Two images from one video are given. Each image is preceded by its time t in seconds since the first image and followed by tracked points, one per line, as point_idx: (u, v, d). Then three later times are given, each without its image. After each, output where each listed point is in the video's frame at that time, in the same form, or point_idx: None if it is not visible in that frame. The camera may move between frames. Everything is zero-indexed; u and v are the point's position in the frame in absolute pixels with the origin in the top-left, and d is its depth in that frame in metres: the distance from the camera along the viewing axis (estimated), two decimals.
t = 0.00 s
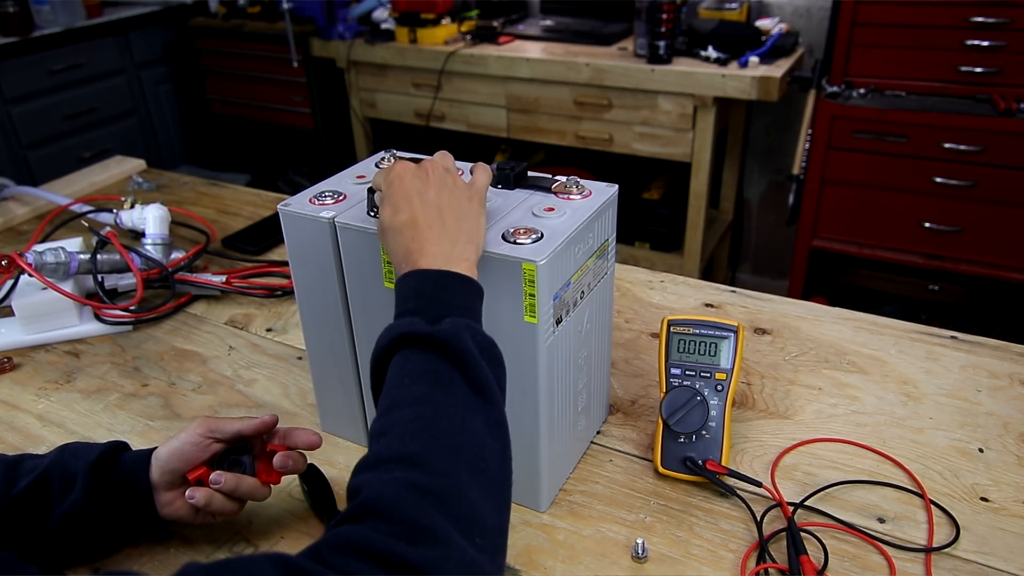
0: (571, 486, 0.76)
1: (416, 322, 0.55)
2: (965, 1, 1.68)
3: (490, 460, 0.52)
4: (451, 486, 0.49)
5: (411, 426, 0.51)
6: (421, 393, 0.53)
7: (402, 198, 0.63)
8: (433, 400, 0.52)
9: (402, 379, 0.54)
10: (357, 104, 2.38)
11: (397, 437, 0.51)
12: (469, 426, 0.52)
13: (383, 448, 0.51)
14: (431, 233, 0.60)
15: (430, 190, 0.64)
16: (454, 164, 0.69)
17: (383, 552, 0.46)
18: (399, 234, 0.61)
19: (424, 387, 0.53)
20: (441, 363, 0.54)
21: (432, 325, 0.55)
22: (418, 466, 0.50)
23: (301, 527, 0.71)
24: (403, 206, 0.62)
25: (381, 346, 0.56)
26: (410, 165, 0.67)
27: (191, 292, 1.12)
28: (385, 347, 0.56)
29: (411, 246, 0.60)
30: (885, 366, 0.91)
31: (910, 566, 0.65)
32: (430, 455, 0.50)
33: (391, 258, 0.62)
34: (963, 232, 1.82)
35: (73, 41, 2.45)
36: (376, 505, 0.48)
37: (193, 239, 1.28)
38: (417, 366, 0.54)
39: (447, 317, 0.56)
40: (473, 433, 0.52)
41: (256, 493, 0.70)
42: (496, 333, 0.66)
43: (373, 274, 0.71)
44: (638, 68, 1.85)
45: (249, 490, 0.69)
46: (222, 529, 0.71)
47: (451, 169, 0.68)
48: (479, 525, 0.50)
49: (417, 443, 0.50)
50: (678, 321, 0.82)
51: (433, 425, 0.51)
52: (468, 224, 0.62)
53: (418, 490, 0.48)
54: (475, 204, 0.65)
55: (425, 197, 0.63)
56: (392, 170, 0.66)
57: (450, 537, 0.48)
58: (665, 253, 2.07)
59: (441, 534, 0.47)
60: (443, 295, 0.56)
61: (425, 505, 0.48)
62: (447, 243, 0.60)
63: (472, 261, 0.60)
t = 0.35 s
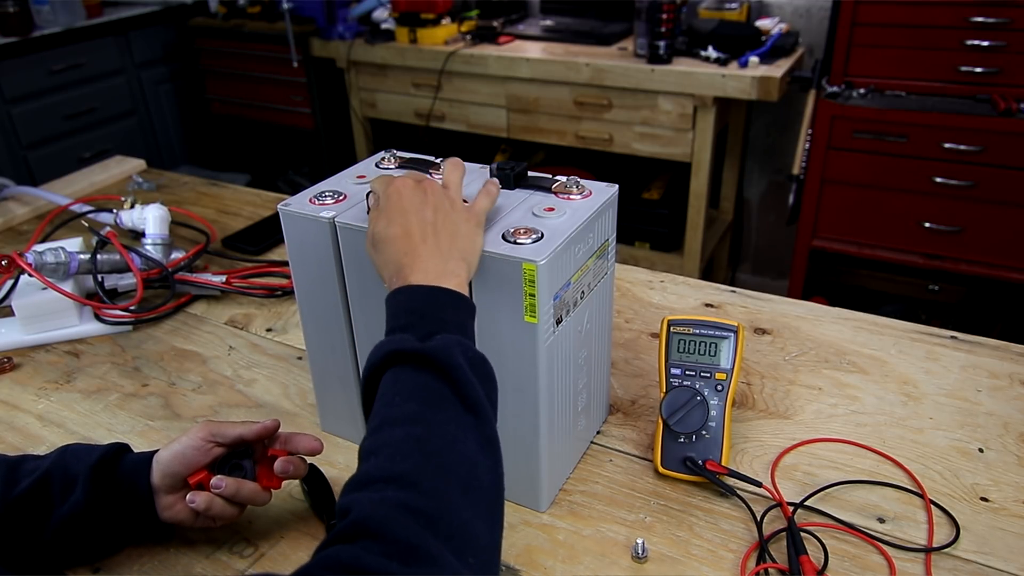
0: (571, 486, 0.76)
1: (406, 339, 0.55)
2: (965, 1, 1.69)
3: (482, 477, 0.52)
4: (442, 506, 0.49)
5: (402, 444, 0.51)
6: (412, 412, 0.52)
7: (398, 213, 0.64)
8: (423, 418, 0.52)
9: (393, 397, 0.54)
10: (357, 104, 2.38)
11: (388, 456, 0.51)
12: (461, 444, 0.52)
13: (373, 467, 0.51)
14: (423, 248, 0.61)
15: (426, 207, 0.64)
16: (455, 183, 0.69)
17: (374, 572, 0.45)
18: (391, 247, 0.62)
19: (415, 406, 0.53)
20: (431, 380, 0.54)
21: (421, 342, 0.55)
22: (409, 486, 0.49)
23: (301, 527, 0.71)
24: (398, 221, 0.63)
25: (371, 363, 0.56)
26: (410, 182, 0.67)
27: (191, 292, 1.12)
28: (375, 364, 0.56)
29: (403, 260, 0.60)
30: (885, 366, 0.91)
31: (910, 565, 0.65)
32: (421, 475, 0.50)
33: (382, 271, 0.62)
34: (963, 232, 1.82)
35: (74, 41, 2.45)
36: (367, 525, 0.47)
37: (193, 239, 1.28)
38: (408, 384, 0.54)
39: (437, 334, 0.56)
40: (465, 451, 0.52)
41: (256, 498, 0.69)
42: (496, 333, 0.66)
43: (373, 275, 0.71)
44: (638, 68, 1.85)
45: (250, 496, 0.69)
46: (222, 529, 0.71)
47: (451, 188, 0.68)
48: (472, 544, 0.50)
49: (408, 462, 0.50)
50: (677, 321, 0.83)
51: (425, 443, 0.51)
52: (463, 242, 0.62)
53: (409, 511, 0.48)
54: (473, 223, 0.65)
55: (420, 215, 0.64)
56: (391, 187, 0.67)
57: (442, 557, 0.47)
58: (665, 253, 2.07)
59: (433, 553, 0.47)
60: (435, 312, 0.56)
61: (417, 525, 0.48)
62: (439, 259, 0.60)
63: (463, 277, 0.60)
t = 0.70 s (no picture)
0: (571, 485, 0.76)
1: (402, 338, 0.55)
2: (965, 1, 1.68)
3: (481, 478, 0.52)
4: (441, 508, 0.49)
5: (399, 446, 0.51)
6: (409, 413, 0.52)
7: (396, 210, 0.63)
8: (421, 418, 0.52)
9: (390, 397, 0.54)
10: (357, 105, 2.38)
11: (385, 458, 0.51)
12: (459, 444, 0.52)
13: (371, 469, 0.51)
14: (419, 244, 0.60)
15: (424, 203, 0.64)
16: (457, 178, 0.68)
17: None
18: (387, 243, 0.61)
19: (412, 407, 0.52)
20: (429, 379, 0.54)
21: (418, 340, 0.55)
22: (407, 489, 0.49)
23: (302, 527, 0.72)
24: (394, 218, 0.63)
25: (368, 363, 0.56)
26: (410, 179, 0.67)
27: (191, 292, 1.12)
28: (372, 363, 0.56)
29: (400, 256, 0.60)
30: (885, 366, 0.91)
31: (910, 565, 0.65)
32: (419, 477, 0.50)
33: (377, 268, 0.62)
34: (963, 231, 1.82)
35: (74, 41, 2.45)
36: (365, 529, 0.48)
37: (193, 239, 1.28)
38: (405, 383, 0.54)
39: (433, 332, 0.55)
40: (463, 451, 0.52)
41: (252, 499, 0.69)
42: (496, 333, 0.66)
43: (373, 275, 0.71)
44: (638, 68, 1.85)
45: (245, 497, 0.68)
46: (222, 529, 0.71)
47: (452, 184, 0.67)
48: (472, 546, 0.50)
49: (406, 464, 0.50)
50: (678, 321, 0.82)
51: (422, 443, 0.51)
52: (460, 240, 0.62)
53: (407, 514, 0.48)
54: (472, 221, 0.65)
55: (418, 211, 0.63)
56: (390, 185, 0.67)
57: (441, 561, 0.47)
58: (665, 253, 2.07)
59: (432, 557, 0.47)
60: (431, 309, 0.56)
61: (415, 528, 0.48)
62: (436, 254, 0.60)
63: (460, 273, 0.60)
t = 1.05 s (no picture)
0: (571, 485, 0.76)
1: (394, 323, 0.54)
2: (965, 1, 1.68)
3: (481, 463, 0.52)
4: (444, 497, 0.49)
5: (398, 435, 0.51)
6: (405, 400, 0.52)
7: (382, 201, 0.64)
8: (418, 406, 0.52)
9: (384, 384, 0.53)
10: (357, 104, 2.38)
11: (385, 448, 0.50)
12: (458, 430, 0.52)
13: (371, 460, 0.50)
14: (403, 226, 0.61)
15: (407, 192, 0.64)
16: (445, 161, 0.68)
17: (380, 568, 0.45)
18: (371, 230, 0.62)
19: (407, 394, 0.52)
20: (424, 365, 0.53)
21: (409, 325, 0.54)
22: (410, 478, 0.49)
23: (301, 527, 0.71)
24: (379, 207, 0.63)
25: (359, 350, 0.55)
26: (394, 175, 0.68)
27: (191, 292, 1.12)
28: (362, 351, 0.55)
29: (384, 241, 0.60)
30: (885, 366, 0.91)
31: (910, 565, 0.65)
32: (420, 467, 0.49)
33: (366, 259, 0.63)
34: (963, 231, 1.82)
35: (74, 41, 2.45)
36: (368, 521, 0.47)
37: (193, 239, 1.28)
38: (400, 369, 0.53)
39: (425, 317, 0.55)
40: (462, 437, 0.52)
41: (258, 488, 0.70)
42: (496, 333, 0.66)
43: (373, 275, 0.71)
44: (638, 68, 1.85)
45: (251, 485, 0.69)
46: (221, 529, 0.71)
47: (437, 169, 0.68)
48: (475, 533, 0.50)
49: (407, 453, 0.50)
50: (678, 321, 0.82)
51: (421, 430, 0.51)
52: (445, 219, 0.62)
53: (410, 504, 0.48)
54: (457, 202, 0.64)
55: (403, 200, 0.64)
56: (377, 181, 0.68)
57: (447, 548, 0.47)
58: (665, 253, 2.07)
59: (439, 547, 0.47)
60: (420, 293, 0.56)
61: (424, 519, 0.48)
62: (419, 235, 0.60)
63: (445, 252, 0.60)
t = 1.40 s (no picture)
0: (571, 485, 0.76)
1: None
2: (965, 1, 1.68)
3: None
4: None
5: None
6: None
7: (247, 463, 0.55)
8: None
9: None
10: (357, 104, 2.38)
11: None
12: None
13: None
14: (269, 506, 0.53)
15: (280, 458, 0.57)
16: (313, 421, 0.63)
17: None
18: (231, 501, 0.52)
19: None
20: None
21: None
22: None
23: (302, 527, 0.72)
24: (243, 471, 0.54)
25: None
26: (260, 420, 0.59)
27: (191, 292, 1.12)
28: None
29: (242, 501, 0.52)
30: (885, 366, 0.91)
31: (910, 565, 0.65)
32: None
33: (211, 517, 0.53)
34: (963, 231, 1.82)
35: (74, 41, 2.45)
36: None
37: (193, 239, 1.28)
38: None
39: None
40: None
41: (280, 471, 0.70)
42: (496, 334, 0.67)
43: (374, 276, 0.71)
44: (637, 68, 1.85)
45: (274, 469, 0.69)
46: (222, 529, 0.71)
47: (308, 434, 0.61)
48: None
49: None
50: (677, 321, 0.82)
51: None
52: (312, 501, 0.56)
53: None
54: (325, 477, 0.59)
55: (270, 468, 0.55)
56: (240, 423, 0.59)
57: None
58: (665, 253, 2.07)
59: None
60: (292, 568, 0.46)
61: None
62: (285, 510, 0.53)
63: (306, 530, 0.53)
